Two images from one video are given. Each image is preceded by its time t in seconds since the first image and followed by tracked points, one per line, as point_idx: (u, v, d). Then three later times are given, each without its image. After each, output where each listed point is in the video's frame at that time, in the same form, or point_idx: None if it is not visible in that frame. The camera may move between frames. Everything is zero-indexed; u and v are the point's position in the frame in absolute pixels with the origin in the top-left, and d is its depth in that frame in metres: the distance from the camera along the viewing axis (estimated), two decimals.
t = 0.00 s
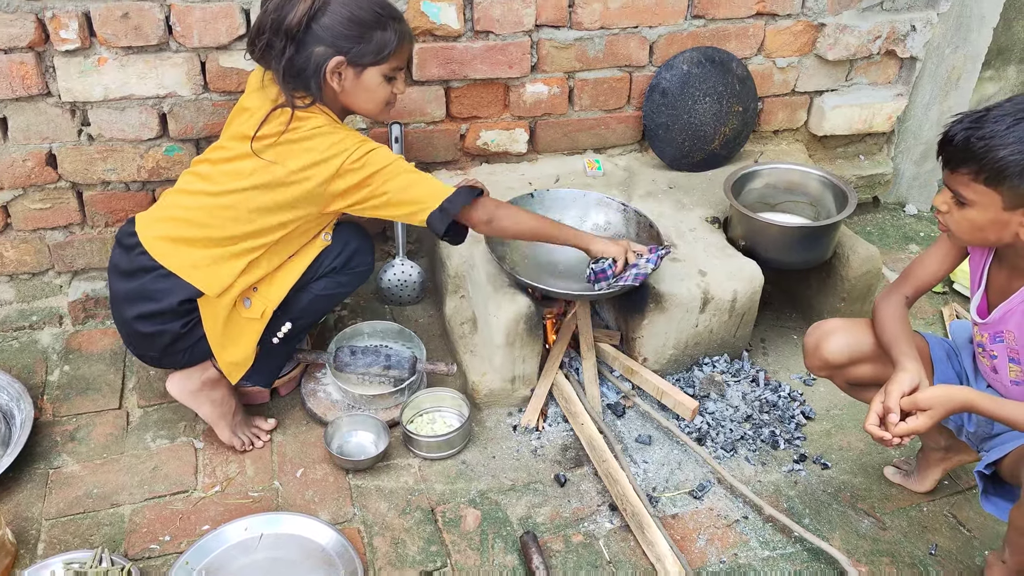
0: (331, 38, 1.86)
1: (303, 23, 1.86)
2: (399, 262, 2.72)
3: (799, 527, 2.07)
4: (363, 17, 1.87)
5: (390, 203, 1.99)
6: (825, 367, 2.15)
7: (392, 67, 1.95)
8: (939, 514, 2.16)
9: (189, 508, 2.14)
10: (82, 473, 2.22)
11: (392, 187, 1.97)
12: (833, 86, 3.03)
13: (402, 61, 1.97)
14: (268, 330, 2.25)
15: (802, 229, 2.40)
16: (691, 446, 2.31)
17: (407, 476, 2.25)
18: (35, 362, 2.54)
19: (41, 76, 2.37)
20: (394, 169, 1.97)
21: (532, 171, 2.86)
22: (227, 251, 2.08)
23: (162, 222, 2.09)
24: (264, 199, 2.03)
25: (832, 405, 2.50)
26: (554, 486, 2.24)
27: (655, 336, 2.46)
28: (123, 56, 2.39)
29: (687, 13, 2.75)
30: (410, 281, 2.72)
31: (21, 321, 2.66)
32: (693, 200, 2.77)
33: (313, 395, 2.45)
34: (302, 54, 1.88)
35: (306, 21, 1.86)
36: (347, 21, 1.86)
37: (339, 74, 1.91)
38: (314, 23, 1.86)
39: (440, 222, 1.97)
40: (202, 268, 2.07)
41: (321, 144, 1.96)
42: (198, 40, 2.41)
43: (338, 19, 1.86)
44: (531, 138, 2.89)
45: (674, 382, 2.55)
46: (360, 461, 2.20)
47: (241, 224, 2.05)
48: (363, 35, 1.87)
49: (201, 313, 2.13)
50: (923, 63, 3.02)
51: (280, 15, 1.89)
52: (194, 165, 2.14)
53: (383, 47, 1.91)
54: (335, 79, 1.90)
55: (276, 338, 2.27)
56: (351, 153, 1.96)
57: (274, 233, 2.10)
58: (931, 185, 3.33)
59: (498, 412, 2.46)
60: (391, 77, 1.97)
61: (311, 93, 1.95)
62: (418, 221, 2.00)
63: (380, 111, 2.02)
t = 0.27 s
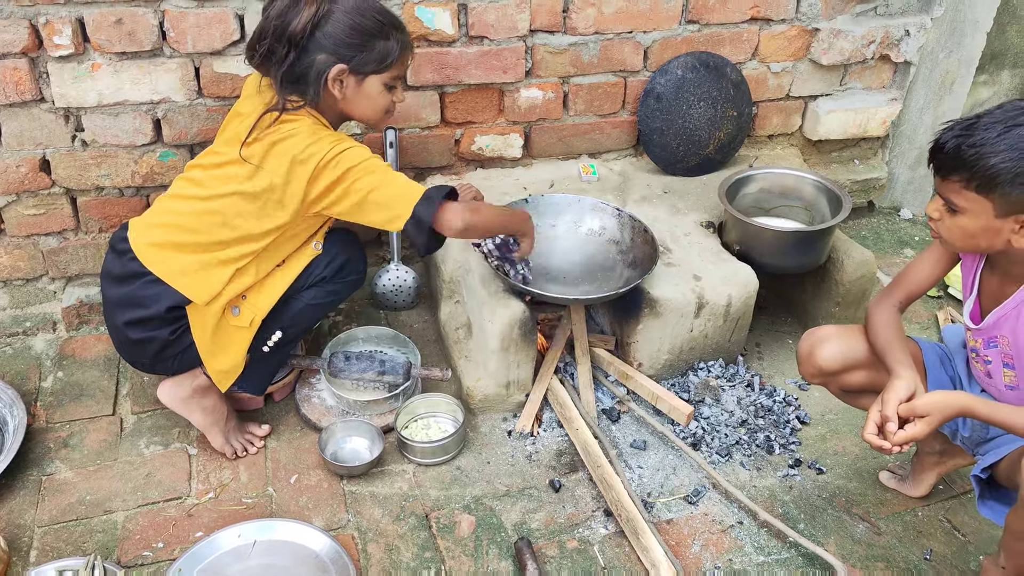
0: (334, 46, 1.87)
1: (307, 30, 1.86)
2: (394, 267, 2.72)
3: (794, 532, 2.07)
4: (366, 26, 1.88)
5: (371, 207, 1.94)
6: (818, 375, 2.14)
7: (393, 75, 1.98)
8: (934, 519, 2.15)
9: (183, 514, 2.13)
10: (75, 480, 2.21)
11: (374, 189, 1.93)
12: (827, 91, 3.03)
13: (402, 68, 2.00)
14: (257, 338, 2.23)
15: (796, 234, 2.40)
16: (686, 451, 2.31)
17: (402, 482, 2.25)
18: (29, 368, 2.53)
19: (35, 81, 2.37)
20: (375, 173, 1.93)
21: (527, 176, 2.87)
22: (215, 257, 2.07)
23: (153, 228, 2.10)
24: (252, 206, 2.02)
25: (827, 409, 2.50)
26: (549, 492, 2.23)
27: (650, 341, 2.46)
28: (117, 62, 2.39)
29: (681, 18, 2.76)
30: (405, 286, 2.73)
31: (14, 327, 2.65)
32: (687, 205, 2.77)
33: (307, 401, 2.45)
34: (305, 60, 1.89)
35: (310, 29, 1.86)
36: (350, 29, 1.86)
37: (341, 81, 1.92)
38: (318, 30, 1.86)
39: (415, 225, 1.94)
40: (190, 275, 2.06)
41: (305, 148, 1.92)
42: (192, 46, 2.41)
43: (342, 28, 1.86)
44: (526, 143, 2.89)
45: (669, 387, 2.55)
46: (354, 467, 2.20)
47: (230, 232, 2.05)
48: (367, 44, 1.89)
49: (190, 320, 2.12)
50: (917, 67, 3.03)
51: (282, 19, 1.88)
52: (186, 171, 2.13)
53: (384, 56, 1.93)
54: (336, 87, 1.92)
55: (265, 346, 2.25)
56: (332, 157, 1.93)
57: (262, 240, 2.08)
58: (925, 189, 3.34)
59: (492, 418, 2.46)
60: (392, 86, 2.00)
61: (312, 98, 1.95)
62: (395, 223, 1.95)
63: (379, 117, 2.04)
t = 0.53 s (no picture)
0: (311, 80, 1.87)
1: (283, 68, 1.86)
2: (386, 273, 2.74)
3: (786, 539, 2.06)
4: (341, 55, 1.88)
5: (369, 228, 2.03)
6: (809, 387, 2.14)
7: (372, 99, 1.98)
8: (927, 525, 2.15)
9: (173, 524, 2.12)
10: (65, 489, 2.20)
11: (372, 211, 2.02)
12: (819, 97, 3.04)
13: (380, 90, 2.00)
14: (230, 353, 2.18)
15: (788, 240, 2.40)
16: (678, 458, 2.30)
17: (393, 490, 2.24)
18: (19, 377, 2.52)
19: (25, 89, 2.37)
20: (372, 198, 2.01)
21: (519, 182, 2.87)
22: (194, 270, 2.06)
23: (128, 241, 2.09)
24: (232, 220, 2.02)
25: (820, 416, 2.50)
26: (541, 499, 2.22)
27: (642, 347, 2.46)
28: (107, 70, 2.39)
29: (673, 25, 2.76)
30: (398, 293, 2.74)
31: (5, 335, 2.64)
32: (680, 211, 2.77)
33: (299, 409, 2.44)
34: (284, 97, 1.88)
35: (285, 66, 1.86)
36: (326, 61, 1.86)
37: (322, 113, 1.92)
38: (294, 66, 1.86)
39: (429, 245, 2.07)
40: (165, 288, 2.05)
41: (296, 169, 1.97)
42: (183, 53, 2.41)
43: (318, 60, 1.86)
44: (518, 150, 2.89)
45: (662, 394, 2.54)
46: (345, 475, 2.19)
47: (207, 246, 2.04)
48: (343, 75, 1.89)
49: (165, 334, 2.10)
50: (909, 73, 3.04)
51: (256, 60, 1.87)
52: (165, 186, 2.13)
53: (363, 83, 1.93)
54: (318, 119, 1.92)
55: (239, 362, 2.20)
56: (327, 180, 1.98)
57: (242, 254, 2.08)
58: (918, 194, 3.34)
59: (485, 425, 2.45)
60: (370, 108, 2.00)
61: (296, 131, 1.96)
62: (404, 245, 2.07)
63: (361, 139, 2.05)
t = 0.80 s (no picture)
0: (189, 112, 1.83)
1: (158, 101, 1.83)
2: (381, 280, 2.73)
3: (781, 544, 2.05)
4: (216, 84, 1.83)
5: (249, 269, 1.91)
6: (806, 397, 2.13)
7: (259, 122, 1.94)
8: (922, 529, 2.14)
9: (165, 531, 2.11)
10: (56, 497, 2.18)
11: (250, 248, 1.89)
12: (813, 100, 3.04)
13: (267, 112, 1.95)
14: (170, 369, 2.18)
15: (782, 244, 2.39)
16: (673, 463, 2.29)
17: (387, 496, 2.23)
18: (10, 383, 2.51)
19: (16, 95, 2.36)
20: (251, 234, 1.89)
21: (513, 186, 2.86)
22: (101, 295, 2.04)
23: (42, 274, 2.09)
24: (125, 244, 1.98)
25: (815, 420, 2.49)
26: (535, 505, 2.21)
27: (636, 352, 2.45)
28: (99, 75, 2.38)
29: (667, 29, 2.76)
30: (391, 299, 2.74)
31: None
32: (674, 214, 2.77)
33: (292, 414, 2.43)
34: (166, 130, 1.86)
35: (161, 99, 1.82)
36: (201, 91, 1.82)
37: (205, 142, 1.89)
38: (168, 98, 1.82)
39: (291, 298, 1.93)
40: (76, 317, 2.06)
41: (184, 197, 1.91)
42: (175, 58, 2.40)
43: (194, 90, 1.82)
44: (512, 154, 2.89)
45: (657, 398, 2.53)
46: (339, 481, 2.18)
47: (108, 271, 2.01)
48: (222, 104, 1.85)
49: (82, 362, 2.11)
50: (903, 76, 3.04)
51: (131, 93, 1.84)
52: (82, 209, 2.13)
53: (247, 109, 1.89)
54: (202, 147, 1.89)
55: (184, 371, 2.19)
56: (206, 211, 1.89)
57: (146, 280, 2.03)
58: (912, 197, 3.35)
59: (479, 430, 2.44)
60: (256, 131, 1.95)
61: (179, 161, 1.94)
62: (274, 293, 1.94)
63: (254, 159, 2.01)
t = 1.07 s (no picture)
0: (143, 104, 1.82)
1: (114, 88, 1.80)
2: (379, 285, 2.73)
3: (780, 545, 2.05)
4: (176, 80, 1.83)
5: (207, 280, 1.94)
6: (805, 396, 2.13)
7: (213, 122, 1.95)
8: (921, 530, 2.14)
9: (163, 533, 2.10)
10: (53, 499, 2.17)
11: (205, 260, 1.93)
12: (811, 101, 3.04)
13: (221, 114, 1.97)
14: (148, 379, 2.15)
15: (780, 245, 2.39)
16: (672, 464, 2.29)
17: (385, 498, 2.22)
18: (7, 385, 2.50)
19: (12, 96, 2.35)
20: (207, 244, 1.92)
21: (511, 187, 2.86)
22: (56, 308, 2.03)
23: None
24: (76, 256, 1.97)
25: (814, 420, 2.49)
26: (534, 506, 2.21)
27: (635, 353, 2.45)
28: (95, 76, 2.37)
29: (665, 29, 2.76)
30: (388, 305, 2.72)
31: None
32: (673, 215, 2.77)
33: (290, 416, 2.42)
34: (117, 119, 1.83)
35: (117, 87, 1.80)
36: (158, 85, 1.81)
37: (156, 138, 1.87)
38: (124, 88, 1.80)
39: (251, 311, 1.98)
40: (40, 335, 2.04)
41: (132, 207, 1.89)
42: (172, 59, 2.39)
43: (152, 82, 1.81)
44: (510, 154, 2.88)
45: (655, 399, 2.53)
46: (337, 483, 2.17)
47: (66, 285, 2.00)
48: (180, 102, 1.85)
49: (51, 377, 2.10)
50: (901, 77, 3.03)
51: (84, 77, 1.80)
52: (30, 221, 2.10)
53: (203, 109, 1.89)
54: (151, 143, 1.87)
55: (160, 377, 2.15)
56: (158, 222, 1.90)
57: (100, 292, 2.02)
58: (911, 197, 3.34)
59: (477, 432, 2.44)
60: (210, 132, 1.96)
61: (124, 152, 1.90)
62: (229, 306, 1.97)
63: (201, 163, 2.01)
